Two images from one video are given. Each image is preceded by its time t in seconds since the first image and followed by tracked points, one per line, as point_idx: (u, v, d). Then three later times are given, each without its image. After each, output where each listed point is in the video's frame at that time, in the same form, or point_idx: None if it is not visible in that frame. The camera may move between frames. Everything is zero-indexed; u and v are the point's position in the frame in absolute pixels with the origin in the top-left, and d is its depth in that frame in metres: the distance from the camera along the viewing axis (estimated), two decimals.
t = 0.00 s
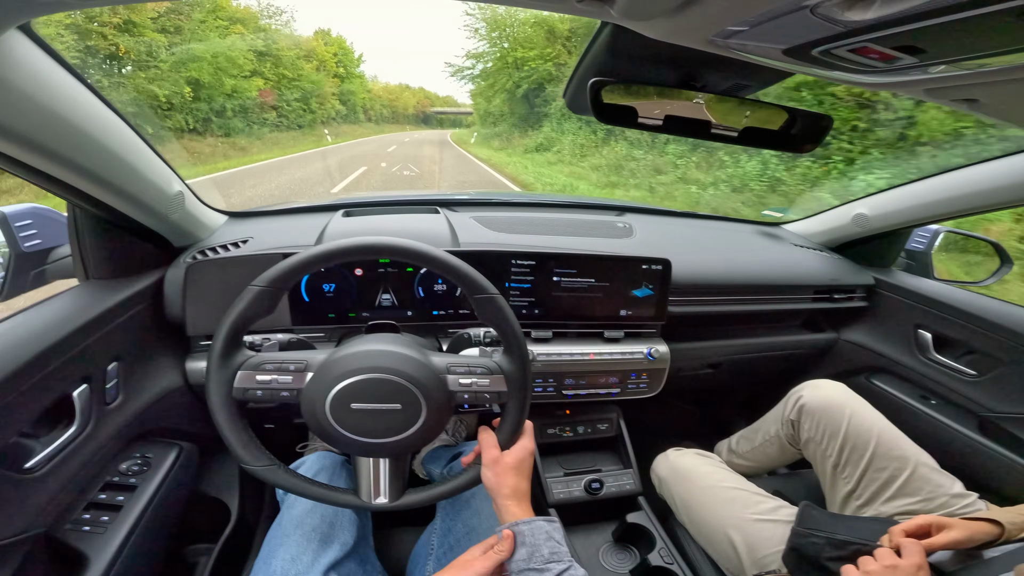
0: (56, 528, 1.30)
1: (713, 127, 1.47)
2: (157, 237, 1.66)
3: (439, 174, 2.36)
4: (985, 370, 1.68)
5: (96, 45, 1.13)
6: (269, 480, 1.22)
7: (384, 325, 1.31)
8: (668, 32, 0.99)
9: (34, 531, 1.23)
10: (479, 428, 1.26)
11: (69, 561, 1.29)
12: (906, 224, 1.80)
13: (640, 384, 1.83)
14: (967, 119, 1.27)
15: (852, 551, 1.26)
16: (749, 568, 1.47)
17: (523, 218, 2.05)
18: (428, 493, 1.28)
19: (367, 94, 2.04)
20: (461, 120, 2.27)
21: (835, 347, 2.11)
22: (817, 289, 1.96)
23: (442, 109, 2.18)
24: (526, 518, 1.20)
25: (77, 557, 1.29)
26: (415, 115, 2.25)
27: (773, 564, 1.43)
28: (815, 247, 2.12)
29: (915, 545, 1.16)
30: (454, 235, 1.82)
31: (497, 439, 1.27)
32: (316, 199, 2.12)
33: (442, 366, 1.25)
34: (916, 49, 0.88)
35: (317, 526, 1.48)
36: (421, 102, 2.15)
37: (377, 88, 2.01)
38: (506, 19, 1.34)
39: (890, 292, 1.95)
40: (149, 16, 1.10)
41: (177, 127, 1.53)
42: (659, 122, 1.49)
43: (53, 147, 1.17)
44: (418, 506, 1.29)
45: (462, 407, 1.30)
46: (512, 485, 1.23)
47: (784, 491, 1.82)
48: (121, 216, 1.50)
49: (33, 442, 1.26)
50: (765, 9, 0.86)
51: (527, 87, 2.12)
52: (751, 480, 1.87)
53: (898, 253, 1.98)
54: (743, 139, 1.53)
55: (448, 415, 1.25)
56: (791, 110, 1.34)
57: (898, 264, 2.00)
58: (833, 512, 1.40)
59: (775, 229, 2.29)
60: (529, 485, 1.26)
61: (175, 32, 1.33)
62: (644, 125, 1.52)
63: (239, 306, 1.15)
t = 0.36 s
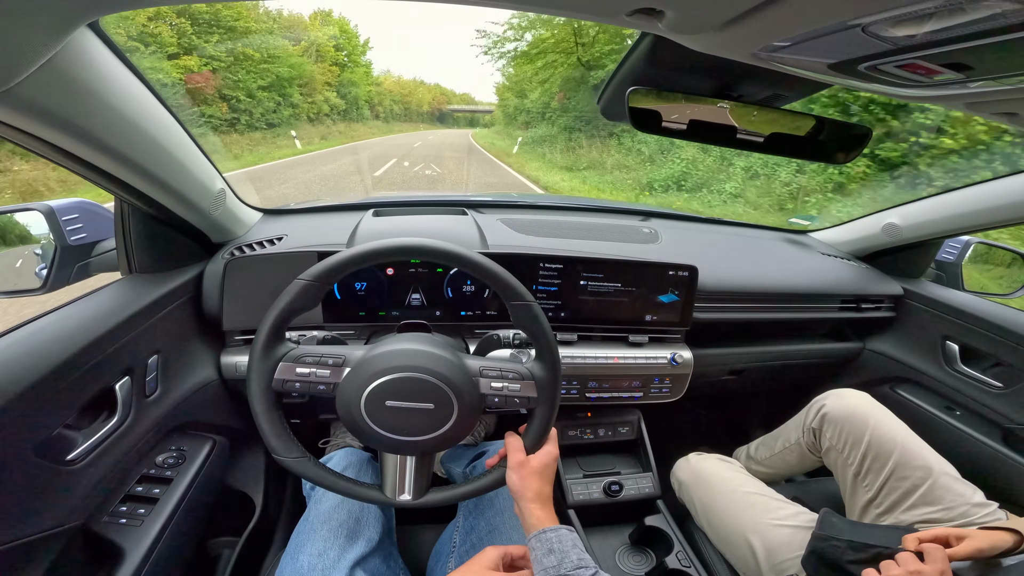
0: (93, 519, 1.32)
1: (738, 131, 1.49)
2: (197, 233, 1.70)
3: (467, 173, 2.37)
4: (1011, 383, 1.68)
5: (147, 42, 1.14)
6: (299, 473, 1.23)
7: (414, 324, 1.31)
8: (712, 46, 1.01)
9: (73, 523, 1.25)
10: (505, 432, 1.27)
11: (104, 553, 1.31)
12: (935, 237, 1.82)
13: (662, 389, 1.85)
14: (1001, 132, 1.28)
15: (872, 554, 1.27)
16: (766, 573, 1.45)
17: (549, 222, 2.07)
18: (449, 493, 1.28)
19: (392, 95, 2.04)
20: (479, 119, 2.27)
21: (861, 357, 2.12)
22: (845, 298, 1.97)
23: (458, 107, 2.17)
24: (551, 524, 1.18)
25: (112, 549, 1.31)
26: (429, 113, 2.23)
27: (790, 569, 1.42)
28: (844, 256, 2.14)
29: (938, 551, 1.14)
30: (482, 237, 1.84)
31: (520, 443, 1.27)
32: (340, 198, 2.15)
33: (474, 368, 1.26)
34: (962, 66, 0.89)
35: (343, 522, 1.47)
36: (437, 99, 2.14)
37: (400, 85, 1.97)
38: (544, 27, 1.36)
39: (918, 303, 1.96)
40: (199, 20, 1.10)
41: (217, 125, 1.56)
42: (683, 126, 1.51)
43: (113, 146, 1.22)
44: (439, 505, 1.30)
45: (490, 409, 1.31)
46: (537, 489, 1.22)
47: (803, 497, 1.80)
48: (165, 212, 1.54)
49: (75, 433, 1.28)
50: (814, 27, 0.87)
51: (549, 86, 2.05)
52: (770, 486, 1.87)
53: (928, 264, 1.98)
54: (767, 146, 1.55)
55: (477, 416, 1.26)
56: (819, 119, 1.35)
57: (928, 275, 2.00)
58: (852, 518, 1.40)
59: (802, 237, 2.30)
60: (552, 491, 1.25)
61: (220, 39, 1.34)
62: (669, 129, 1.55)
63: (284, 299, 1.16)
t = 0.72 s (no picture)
0: (103, 513, 1.32)
1: (750, 135, 1.49)
2: (211, 228, 1.72)
3: (478, 172, 2.38)
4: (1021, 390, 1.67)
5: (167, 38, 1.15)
6: (305, 467, 1.22)
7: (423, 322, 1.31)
8: (728, 48, 1.01)
9: (82, 517, 1.25)
10: (512, 432, 1.27)
11: (110, 547, 1.30)
12: (949, 241, 1.80)
13: (670, 391, 1.85)
14: (1019, 136, 1.27)
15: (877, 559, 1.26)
16: None
17: (559, 222, 2.08)
18: (451, 493, 1.27)
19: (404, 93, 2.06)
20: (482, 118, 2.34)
21: (872, 361, 2.11)
22: (856, 303, 1.96)
23: (464, 105, 2.23)
24: (554, 525, 1.18)
25: (120, 543, 1.31)
26: (433, 111, 2.26)
27: (795, 573, 1.41)
28: (856, 261, 2.13)
29: (942, 555, 1.13)
30: (492, 236, 1.85)
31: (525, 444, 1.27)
32: (351, 195, 2.17)
33: (483, 368, 1.26)
34: (982, 70, 0.89)
35: (347, 519, 1.46)
36: (442, 96, 2.18)
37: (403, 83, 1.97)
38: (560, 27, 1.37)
39: (930, 309, 1.94)
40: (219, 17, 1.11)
41: (233, 123, 1.58)
42: (694, 128, 1.51)
43: (134, 140, 1.24)
44: (441, 504, 1.29)
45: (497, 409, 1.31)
46: (540, 490, 1.23)
47: (807, 501, 1.79)
48: (181, 208, 1.56)
49: (88, 425, 1.28)
50: (832, 30, 0.87)
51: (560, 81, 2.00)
52: (775, 491, 1.85)
53: (941, 270, 1.97)
54: (779, 150, 1.54)
55: (484, 415, 1.26)
56: (836, 121, 1.34)
57: (941, 281, 2.00)
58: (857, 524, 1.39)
59: (814, 241, 2.29)
60: (555, 494, 1.25)
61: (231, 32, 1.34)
62: (680, 131, 1.55)
63: (298, 294, 1.17)
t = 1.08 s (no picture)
0: (104, 508, 1.31)
1: (760, 134, 1.48)
2: (217, 222, 1.71)
3: (484, 169, 2.37)
4: None
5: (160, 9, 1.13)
6: (308, 463, 1.21)
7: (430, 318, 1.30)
8: (744, 42, 0.99)
9: (84, 513, 1.24)
10: (518, 431, 1.25)
11: (112, 543, 1.29)
12: (963, 242, 1.78)
13: (678, 391, 1.83)
14: None
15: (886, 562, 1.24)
16: None
17: (567, 219, 2.06)
18: (458, 491, 1.26)
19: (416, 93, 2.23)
20: (484, 116, 2.42)
21: (882, 363, 2.09)
22: (866, 304, 1.95)
23: (465, 102, 2.32)
24: (563, 524, 1.16)
25: (120, 539, 1.29)
26: (431, 108, 2.36)
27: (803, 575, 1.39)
28: (868, 261, 2.11)
29: (954, 559, 1.11)
30: (499, 233, 1.83)
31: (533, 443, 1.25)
32: (358, 190, 2.15)
33: (490, 365, 1.25)
34: (1006, 66, 0.86)
35: (350, 517, 1.44)
36: (441, 92, 2.27)
37: (393, 73, 2.04)
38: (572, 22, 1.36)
39: (943, 310, 1.92)
40: None
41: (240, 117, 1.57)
42: (703, 127, 1.50)
43: (141, 131, 1.23)
44: (447, 502, 1.27)
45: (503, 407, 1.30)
46: (548, 489, 1.20)
47: (815, 503, 1.76)
48: (188, 201, 1.55)
49: (90, 421, 1.28)
50: (852, 25, 0.85)
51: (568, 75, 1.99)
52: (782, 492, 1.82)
53: (953, 272, 1.96)
54: (791, 149, 1.53)
55: (491, 413, 1.25)
56: (844, 119, 1.33)
57: (953, 282, 1.98)
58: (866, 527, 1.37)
59: (824, 241, 2.27)
60: (563, 493, 1.23)
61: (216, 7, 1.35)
62: (689, 129, 1.54)
63: (303, 289, 1.16)
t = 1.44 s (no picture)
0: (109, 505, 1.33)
1: (764, 138, 1.47)
2: (223, 223, 1.74)
3: (488, 172, 2.38)
4: None
5: (186, 37, 1.17)
6: (311, 462, 1.23)
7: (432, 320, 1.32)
8: (742, 52, 1.00)
9: (92, 507, 1.26)
10: (517, 432, 1.26)
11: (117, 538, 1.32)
12: (962, 248, 1.79)
13: (676, 393, 1.84)
14: None
15: (877, 563, 1.25)
16: None
17: (568, 223, 2.08)
18: (456, 490, 1.27)
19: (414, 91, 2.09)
20: (484, 115, 2.32)
21: (881, 367, 2.10)
22: (867, 309, 1.95)
23: (463, 100, 2.20)
24: (560, 525, 1.21)
25: (126, 533, 1.31)
26: (428, 107, 2.22)
27: None
28: (867, 266, 2.11)
29: (941, 562, 1.13)
30: (500, 236, 1.85)
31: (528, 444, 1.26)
32: (362, 193, 2.18)
33: (490, 367, 1.27)
34: (999, 76, 0.87)
35: (351, 514, 1.46)
36: (438, 87, 2.12)
37: (377, 64, 1.82)
38: (575, 32, 1.37)
39: (942, 315, 1.92)
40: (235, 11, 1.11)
41: (251, 122, 1.58)
42: (705, 129, 1.50)
43: (150, 136, 1.26)
44: (446, 501, 1.29)
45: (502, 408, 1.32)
46: (545, 491, 1.23)
47: (811, 507, 1.75)
48: (194, 202, 1.58)
49: (98, 418, 1.31)
50: (847, 35, 0.87)
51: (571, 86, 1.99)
52: (779, 495, 1.83)
53: (953, 276, 1.96)
54: (793, 152, 1.52)
55: (490, 414, 1.27)
56: (849, 126, 1.35)
57: (952, 287, 1.98)
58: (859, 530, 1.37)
59: (825, 245, 2.27)
60: (560, 493, 1.26)
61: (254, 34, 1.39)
62: (691, 132, 1.53)
63: (309, 290, 1.18)
